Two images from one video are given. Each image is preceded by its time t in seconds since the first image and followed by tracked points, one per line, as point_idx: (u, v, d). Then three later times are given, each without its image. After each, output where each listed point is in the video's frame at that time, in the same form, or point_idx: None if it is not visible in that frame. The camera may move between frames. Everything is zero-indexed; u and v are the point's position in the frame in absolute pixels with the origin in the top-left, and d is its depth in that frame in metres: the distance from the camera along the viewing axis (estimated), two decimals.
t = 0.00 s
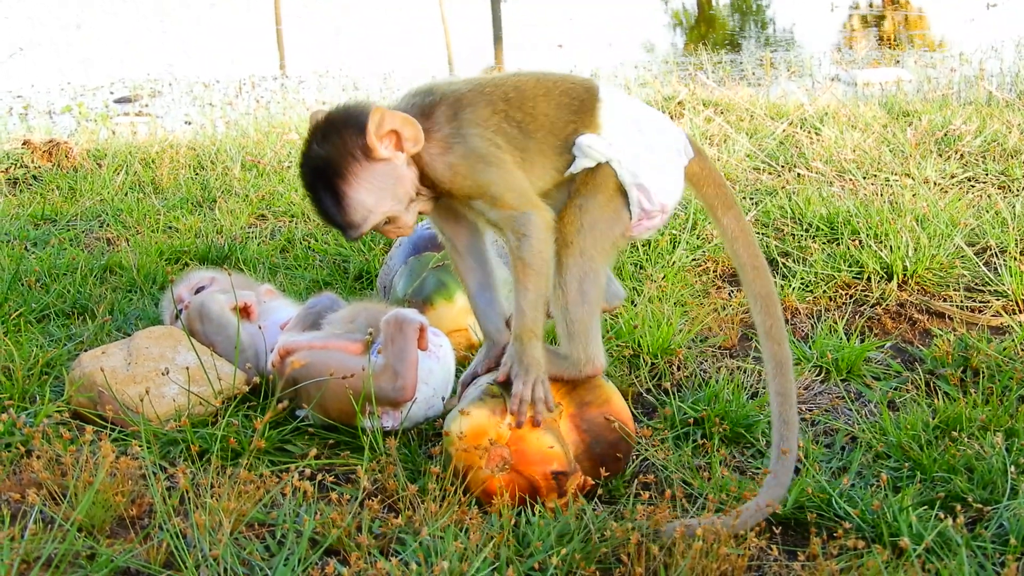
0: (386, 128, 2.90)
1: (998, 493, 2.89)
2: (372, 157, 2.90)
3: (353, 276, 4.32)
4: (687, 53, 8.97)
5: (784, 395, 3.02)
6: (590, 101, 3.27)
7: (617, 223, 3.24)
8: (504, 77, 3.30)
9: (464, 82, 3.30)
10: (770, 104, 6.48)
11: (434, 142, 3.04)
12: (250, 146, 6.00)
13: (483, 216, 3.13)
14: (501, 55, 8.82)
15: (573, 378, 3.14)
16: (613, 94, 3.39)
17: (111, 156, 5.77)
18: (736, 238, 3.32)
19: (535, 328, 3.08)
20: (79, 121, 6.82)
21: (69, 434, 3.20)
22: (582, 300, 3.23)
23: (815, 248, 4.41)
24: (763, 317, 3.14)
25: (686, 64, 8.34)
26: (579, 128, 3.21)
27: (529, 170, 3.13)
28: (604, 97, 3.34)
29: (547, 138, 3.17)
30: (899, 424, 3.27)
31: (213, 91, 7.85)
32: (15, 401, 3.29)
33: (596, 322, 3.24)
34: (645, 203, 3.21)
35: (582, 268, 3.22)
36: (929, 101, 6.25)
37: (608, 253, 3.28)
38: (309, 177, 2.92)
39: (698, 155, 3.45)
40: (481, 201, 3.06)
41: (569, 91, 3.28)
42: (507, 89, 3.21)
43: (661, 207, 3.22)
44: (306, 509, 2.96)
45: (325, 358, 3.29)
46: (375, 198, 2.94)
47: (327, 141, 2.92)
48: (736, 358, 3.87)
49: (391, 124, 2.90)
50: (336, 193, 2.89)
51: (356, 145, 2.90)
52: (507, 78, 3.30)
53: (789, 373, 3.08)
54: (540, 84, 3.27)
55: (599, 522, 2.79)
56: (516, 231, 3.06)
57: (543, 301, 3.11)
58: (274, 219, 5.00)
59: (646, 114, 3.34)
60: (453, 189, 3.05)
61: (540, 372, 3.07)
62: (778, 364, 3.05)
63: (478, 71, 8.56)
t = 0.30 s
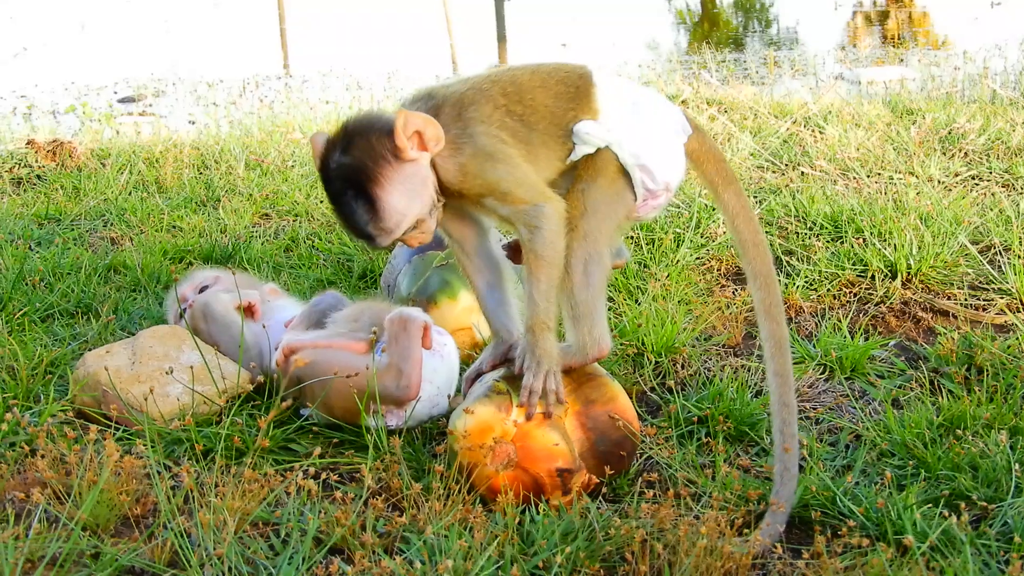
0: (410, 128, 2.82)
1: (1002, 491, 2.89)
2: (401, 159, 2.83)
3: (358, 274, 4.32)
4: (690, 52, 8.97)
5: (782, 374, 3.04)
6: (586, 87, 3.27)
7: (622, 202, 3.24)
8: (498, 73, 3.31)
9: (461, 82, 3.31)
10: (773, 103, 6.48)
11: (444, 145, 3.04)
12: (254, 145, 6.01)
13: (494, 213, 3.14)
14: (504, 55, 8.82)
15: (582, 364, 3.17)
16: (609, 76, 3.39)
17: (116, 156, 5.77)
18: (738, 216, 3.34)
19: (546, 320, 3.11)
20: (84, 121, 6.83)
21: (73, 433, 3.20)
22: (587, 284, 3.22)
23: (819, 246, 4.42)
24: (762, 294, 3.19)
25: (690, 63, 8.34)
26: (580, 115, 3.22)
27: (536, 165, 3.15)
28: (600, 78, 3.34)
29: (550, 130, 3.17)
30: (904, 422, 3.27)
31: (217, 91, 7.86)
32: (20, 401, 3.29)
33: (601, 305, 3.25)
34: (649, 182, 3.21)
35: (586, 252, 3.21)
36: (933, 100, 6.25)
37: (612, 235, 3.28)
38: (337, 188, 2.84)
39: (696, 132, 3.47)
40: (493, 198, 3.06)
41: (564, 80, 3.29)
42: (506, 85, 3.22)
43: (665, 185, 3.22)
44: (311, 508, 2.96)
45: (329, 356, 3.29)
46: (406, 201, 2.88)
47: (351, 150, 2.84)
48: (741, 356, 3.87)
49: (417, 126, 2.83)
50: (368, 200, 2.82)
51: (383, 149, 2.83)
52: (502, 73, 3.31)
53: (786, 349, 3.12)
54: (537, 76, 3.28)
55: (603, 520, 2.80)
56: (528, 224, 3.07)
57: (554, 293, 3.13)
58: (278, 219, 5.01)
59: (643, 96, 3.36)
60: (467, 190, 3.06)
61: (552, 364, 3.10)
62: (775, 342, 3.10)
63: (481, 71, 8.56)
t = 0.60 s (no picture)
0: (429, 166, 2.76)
1: (1006, 489, 2.89)
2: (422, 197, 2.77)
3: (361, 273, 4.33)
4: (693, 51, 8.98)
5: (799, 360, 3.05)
6: (587, 93, 3.31)
7: (633, 198, 3.28)
8: (496, 91, 3.32)
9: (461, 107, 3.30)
10: (777, 101, 6.48)
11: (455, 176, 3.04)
12: (258, 144, 6.01)
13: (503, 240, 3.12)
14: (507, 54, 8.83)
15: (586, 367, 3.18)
16: (608, 77, 3.42)
17: (119, 155, 5.77)
18: (746, 201, 3.41)
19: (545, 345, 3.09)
20: (87, 120, 6.84)
21: (76, 432, 3.20)
22: (596, 283, 3.24)
23: (823, 245, 4.42)
24: (775, 277, 3.23)
25: (693, 62, 8.35)
26: (583, 123, 3.26)
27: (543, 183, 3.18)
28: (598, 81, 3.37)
29: (559, 146, 3.21)
30: (907, 420, 3.27)
31: (220, 90, 7.86)
32: (23, 399, 3.29)
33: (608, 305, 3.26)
34: (659, 179, 3.24)
35: (594, 255, 3.24)
36: (937, 98, 6.25)
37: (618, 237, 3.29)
38: (357, 227, 2.77)
39: (697, 123, 3.52)
40: (503, 225, 3.05)
41: (564, 89, 3.31)
42: (510, 104, 3.25)
43: (674, 181, 3.25)
44: (314, 506, 2.96)
45: (333, 355, 3.29)
46: (427, 239, 2.82)
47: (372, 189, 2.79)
48: (744, 355, 3.87)
49: (436, 164, 2.77)
50: (389, 239, 2.75)
51: (403, 188, 2.77)
52: (500, 91, 3.32)
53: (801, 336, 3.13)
54: (536, 89, 3.31)
55: (606, 517, 2.79)
56: (535, 251, 3.06)
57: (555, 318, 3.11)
58: (282, 218, 5.01)
59: (643, 91, 3.39)
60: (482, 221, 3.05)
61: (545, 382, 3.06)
62: (791, 324, 3.11)
63: (484, 70, 8.57)
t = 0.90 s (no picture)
0: (485, 217, 2.59)
1: (1009, 487, 2.88)
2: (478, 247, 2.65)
3: (364, 272, 4.32)
4: (696, 50, 8.98)
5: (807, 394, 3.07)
6: (605, 114, 3.22)
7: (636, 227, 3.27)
8: (514, 117, 3.24)
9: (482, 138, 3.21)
10: (779, 99, 6.49)
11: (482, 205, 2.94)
12: (260, 143, 6.01)
13: (535, 264, 3.04)
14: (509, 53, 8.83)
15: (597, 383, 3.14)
16: (627, 99, 3.33)
17: (121, 154, 5.77)
18: (757, 234, 3.37)
19: (566, 360, 3.04)
20: (89, 119, 6.84)
21: (80, 431, 3.19)
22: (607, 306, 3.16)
23: (825, 243, 4.43)
24: (784, 312, 3.22)
25: (696, 61, 8.35)
26: (602, 142, 3.16)
27: (573, 205, 3.09)
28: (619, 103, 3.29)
29: (585, 165, 3.11)
30: (910, 418, 3.26)
31: (222, 89, 7.86)
32: (26, 399, 3.28)
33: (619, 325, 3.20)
34: (668, 210, 3.20)
35: (609, 275, 3.17)
36: (939, 95, 6.25)
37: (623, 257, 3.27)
38: (410, 275, 2.67)
39: (712, 153, 3.42)
40: (539, 249, 2.96)
41: (582, 109, 3.23)
42: (530, 129, 3.16)
43: (682, 213, 3.21)
44: (317, 505, 2.95)
45: (335, 354, 3.29)
46: (481, 285, 2.73)
47: (427, 237, 2.68)
48: (747, 353, 3.87)
49: (492, 212, 2.60)
50: (444, 290, 2.65)
51: (459, 237, 2.64)
52: (518, 117, 3.24)
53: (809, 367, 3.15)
54: (553, 111, 3.22)
55: (610, 518, 2.80)
56: (569, 274, 2.99)
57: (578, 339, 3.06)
58: (284, 216, 5.01)
59: (661, 118, 3.32)
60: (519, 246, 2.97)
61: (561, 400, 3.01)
62: (799, 359, 3.14)
63: (486, 68, 8.57)
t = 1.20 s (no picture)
0: (526, 214, 2.66)
1: (1013, 485, 2.87)
2: (520, 244, 2.69)
3: (367, 272, 4.32)
4: (699, 49, 8.99)
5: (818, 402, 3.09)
6: (616, 120, 3.28)
7: (646, 234, 3.29)
8: (530, 128, 3.27)
9: (504, 148, 3.23)
10: (782, 98, 6.49)
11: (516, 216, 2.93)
12: (264, 143, 6.02)
13: (561, 276, 3.04)
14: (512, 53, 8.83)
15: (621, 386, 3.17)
16: (638, 110, 3.40)
17: (125, 155, 5.78)
18: (763, 251, 3.40)
19: (595, 387, 3.01)
20: (93, 120, 6.84)
21: (84, 431, 3.19)
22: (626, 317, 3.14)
23: (829, 241, 4.43)
24: (791, 326, 3.25)
25: (698, 60, 8.35)
26: (617, 146, 3.21)
27: (595, 210, 3.11)
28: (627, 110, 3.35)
29: (603, 169, 3.15)
30: (914, 417, 3.26)
31: (226, 90, 7.87)
32: (30, 399, 3.28)
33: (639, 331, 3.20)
34: (676, 219, 3.25)
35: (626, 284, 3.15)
36: (943, 94, 6.25)
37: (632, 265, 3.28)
38: (455, 276, 2.67)
39: (719, 169, 3.47)
40: (568, 262, 2.97)
41: (595, 115, 3.29)
42: (551, 136, 3.19)
43: (690, 222, 3.26)
44: (322, 505, 2.95)
45: (340, 354, 3.29)
46: (522, 285, 2.75)
47: (470, 237, 2.70)
48: (751, 352, 3.87)
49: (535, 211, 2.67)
50: (489, 289, 2.65)
51: (502, 235, 2.68)
52: (535, 126, 3.27)
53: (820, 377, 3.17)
54: (568, 119, 3.26)
55: (615, 517, 2.78)
56: (597, 292, 3.00)
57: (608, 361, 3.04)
58: (288, 216, 5.02)
59: (671, 132, 3.38)
60: (550, 258, 2.97)
61: (586, 426, 2.97)
62: (807, 374, 3.15)
63: (489, 68, 8.58)
